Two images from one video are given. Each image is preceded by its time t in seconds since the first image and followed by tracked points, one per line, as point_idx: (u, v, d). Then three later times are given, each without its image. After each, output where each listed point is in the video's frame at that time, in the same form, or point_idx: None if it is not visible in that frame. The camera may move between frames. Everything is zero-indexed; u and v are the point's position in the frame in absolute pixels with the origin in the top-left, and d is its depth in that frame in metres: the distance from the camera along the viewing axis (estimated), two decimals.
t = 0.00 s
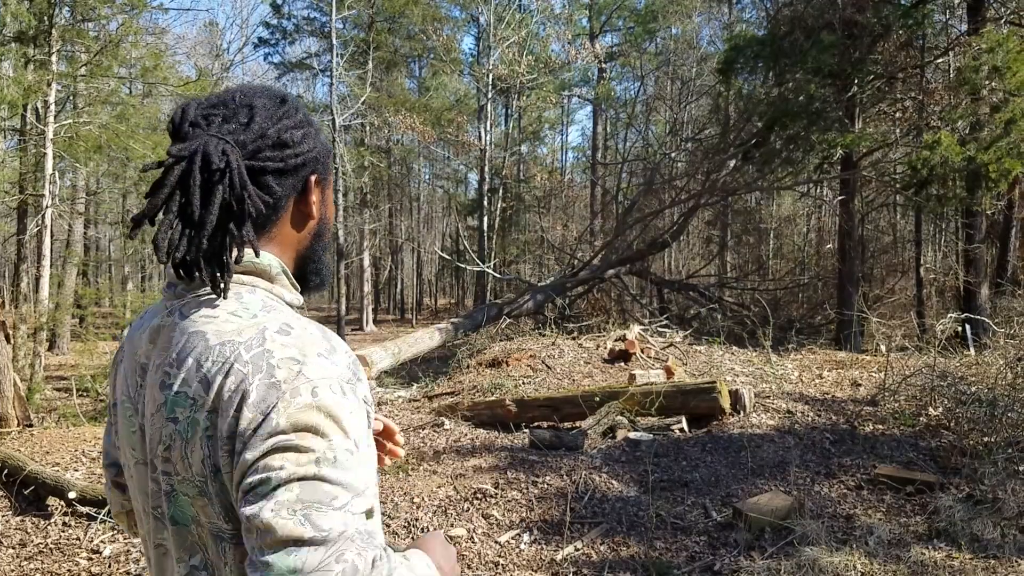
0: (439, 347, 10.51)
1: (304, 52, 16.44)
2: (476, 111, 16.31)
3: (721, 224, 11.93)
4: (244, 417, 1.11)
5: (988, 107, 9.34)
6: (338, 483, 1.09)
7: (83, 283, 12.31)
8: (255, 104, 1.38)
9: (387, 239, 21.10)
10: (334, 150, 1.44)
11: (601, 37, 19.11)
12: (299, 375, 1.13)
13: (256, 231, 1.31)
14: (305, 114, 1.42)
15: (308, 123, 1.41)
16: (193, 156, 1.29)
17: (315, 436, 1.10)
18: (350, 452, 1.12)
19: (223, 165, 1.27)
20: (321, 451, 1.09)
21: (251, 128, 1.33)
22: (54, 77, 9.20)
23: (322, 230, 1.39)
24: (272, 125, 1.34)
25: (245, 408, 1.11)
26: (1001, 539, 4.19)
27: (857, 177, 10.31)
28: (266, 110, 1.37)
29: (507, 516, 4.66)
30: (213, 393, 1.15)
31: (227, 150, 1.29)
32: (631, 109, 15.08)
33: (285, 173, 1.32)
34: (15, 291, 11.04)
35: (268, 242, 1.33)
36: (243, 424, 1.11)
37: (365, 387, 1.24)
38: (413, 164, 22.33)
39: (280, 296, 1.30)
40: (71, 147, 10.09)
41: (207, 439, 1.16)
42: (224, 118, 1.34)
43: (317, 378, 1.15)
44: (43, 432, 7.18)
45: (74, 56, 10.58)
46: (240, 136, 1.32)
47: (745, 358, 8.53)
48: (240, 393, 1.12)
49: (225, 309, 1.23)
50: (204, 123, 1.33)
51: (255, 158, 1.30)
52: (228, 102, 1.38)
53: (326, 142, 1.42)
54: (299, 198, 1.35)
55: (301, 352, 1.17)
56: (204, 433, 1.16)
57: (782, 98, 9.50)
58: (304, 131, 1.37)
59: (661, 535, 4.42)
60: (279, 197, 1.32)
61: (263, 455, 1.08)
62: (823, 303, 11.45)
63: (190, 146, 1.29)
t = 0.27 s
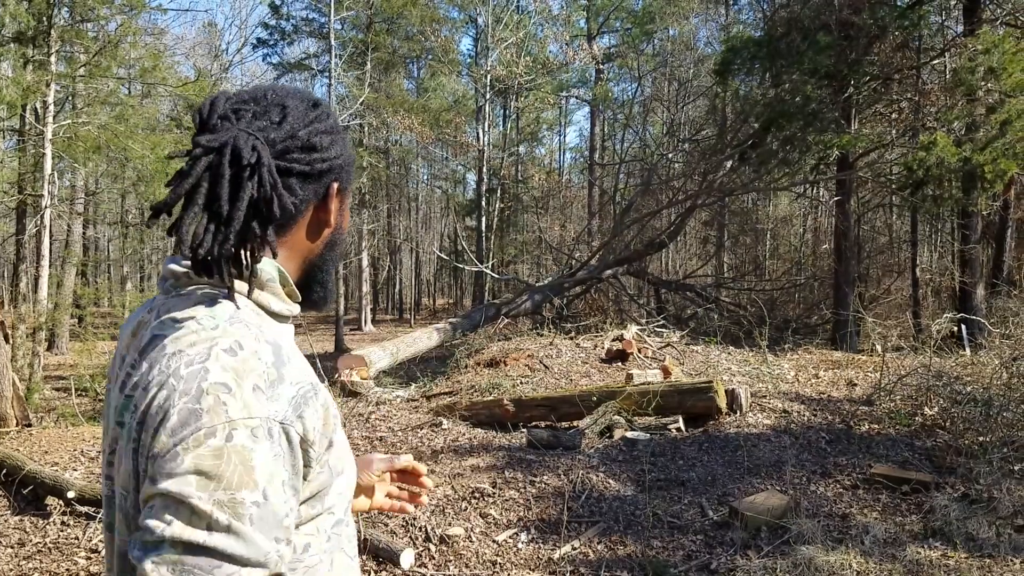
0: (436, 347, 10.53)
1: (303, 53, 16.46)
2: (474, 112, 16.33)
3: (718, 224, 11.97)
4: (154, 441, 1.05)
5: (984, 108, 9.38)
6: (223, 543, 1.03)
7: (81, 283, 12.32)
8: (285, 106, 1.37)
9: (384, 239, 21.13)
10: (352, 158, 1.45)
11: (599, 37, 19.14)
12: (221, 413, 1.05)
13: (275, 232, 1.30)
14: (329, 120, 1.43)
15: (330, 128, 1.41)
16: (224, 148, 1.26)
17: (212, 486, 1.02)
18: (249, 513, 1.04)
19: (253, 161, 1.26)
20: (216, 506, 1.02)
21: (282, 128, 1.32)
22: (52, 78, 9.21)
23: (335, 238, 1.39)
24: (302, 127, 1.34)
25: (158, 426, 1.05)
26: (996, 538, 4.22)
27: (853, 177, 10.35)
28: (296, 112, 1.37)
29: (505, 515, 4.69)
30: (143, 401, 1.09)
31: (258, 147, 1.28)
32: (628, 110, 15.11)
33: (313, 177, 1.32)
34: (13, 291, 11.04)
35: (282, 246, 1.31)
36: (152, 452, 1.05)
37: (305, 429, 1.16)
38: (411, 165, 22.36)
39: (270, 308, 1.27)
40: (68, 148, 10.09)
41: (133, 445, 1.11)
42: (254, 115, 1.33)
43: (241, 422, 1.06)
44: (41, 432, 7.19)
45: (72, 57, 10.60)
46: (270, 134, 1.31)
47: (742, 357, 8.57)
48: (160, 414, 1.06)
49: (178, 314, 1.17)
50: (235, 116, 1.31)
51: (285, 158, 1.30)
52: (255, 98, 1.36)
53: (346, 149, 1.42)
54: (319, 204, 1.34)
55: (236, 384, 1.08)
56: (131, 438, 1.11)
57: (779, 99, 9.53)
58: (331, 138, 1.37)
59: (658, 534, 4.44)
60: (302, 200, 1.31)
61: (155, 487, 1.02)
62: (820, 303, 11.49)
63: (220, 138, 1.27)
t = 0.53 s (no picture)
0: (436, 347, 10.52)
1: (302, 52, 16.45)
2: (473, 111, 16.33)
3: (717, 223, 11.97)
4: (142, 473, 1.01)
5: (983, 106, 9.39)
6: (254, 556, 1.02)
7: (80, 283, 12.31)
8: (268, 96, 1.35)
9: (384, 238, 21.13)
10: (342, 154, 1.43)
11: (598, 36, 19.13)
12: (207, 430, 1.02)
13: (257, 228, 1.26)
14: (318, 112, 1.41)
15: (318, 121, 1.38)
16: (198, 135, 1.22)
17: (226, 506, 1.01)
18: (272, 520, 1.04)
19: (228, 152, 1.21)
20: (237, 524, 1.01)
21: (263, 118, 1.29)
22: (51, 77, 9.20)
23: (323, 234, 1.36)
24: (284, 118, 1.31)
25: (142, 455, 1.01)
26: (996, 536, 4.22)
27: (852, 176, 10.35)
28: (280, 102, 1.34)
29: (505, 514, 4.70)
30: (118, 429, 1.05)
31: (234, 136, 1.23)
32: (628, 109, 15.10)
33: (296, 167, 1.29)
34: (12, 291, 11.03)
35: (264, 243, 1.28)
36: (140, 484, 1.01)
37: (293, 427, 1.13)
38: (411, 164, 22.35)
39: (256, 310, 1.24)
40: (68, 147, 10.08)
41: (105, 471, 1.07)
42: (235, 103, 1.30)
43: (235, 437, 1.03)
44: (41, 432, 7.19)
45: (72, 56, 10.59)
46: (249, 125, 1.27)
47: (742, 356, 8.57)
48: (141, 445, 1.01)
49: (141, 328, 1.12)
50: (212, 106, 1.28)
51: (264, 148, 1.27)
52: (239, 89, 1.35)
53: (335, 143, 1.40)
54: (304, 198, 1.31)
55: (215, 397, 1.05)
56: (104, 465, 1.07)
57: (778, 98, 9.53)
58: (318, 130, 1.35)
59: (658, 532, 4.45)
60: (284, 194, 1.28)
61: (161, 522, 0.99)
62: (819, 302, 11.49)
63: (194, 127, 1.22)
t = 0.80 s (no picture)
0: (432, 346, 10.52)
1: (298, 51, 16.45)
2: (469, 111, 16.35)
3: (713, 223, 12.00)
4: (127, 487, 0.95)
5: (978, 107, 9.44)
6: None
7: (75, 282, 12.28)
8: (239, 82, 1.28)
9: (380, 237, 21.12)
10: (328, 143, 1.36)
11: (594, 36, 19.16)
12: (198, 441, 0.96)
13: (233, 226, 1.20)
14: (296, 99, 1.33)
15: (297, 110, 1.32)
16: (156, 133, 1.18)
17: (216, 524, 0.94)
18: (268, 540, 0.97)
19: (182, 148, 1.16)
20: (228, 544, 0.94)
21: (231, 108, 1.23)
22: (47, 76, 9.16)
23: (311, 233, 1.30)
24: (253, 107, 1.25)
25: (127, 468, 0.95)
26: (991, 535, 4.24)
27: (847, 176, 10.39)
28: (251, 89, 1.28)
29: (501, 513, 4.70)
30: (103, 441, 0.99)
31: (196, 130, 1.18)
32: (624, 108, 15.11)
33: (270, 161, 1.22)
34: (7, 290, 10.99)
35: (242, 241, 1.21)
36: (125, 500, 0.95)
37: (292, 439, 1.07)
38: (407, 163, 22.36)
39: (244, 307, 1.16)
40: (63, 146, 10.08)
41: (89, 487, 1.01)
42: (201, 93, 1.25)
43: (228, 449, 0.97)
44: (36, 432, 7.17)
45: (67, 54, 10.56)
46: (216, 117, 1.21)
47: (737, 356, 8.59)
48: (127, 458, 0.96)
49: (128, 333, 1.07)
50: (178, 98, 1.23)
51: (233, 140, 1.21)
52: (208, 77, 1.28)
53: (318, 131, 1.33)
54: (285, 193, 1.24)
55: (206, 405, 0.99)
56: (87, 480, 1.02)
57: (774, 98, 9.55)
58: (293, 119, 1.27)
59: (654, 531, 4.46)
60: (258, 191, 1.21)
61: (146, 540, 0.93)
62: (814, 302, 11.53)
63: (151, 123, 1.19)
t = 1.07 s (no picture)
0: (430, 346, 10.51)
1: (297, 50, 16.43)
2: (468, 111, 16.34)
3: (712, 224, 12.00)
4: (133, 492, 0.91)
5: (976, 109, 9.46)
6: None
7: (73, 280, 12.27)
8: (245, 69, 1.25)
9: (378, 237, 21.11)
10: (344, 133, 1.27)
11: (593, 36, 19.16)
12: (210, 446, 0.93)
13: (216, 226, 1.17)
14: (308, 86, 1.27)
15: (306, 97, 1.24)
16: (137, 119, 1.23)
17: (226, 532, 0.91)
18: (280, 549, 0.94)
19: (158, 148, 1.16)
20: (239, 553, 0.91)
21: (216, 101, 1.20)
22: (46, 73, 9.16)
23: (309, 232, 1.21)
24: (247, 94, 1.20)
25: (134, 473, 0.92)
26: (988, 537, 4.24)
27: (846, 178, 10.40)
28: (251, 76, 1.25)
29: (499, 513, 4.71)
30: (108, 445, 0.96)
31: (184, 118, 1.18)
32: (623, 109, 15.12)
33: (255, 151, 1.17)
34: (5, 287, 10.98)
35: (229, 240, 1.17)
36: (131, 505, 0.91)
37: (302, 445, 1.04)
38: (405, 163, 22.34)
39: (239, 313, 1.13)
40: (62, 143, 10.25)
41: (91, 492, 0.98)
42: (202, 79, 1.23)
43: (240, 454, 0.94)
44: (34, 429, 7.16)
45: (66, 52, 10.56)
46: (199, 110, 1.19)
47: (735, 357, 8.60)
48: (134, 462, 0.92)
49: (134, 332, 1.03)
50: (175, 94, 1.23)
51: (221, 128, 1.17)
52: (215, 63, 1.27)
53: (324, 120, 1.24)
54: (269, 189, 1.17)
55: (218, 408, 0.96)
56: (90, 484, 0.98)
57: (773, 99, 9.57)
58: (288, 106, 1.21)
59: (652, 532, 4.46)
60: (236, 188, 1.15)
61: (155, 548, 0.89)
62: (812, 303, 11.54)
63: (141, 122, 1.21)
